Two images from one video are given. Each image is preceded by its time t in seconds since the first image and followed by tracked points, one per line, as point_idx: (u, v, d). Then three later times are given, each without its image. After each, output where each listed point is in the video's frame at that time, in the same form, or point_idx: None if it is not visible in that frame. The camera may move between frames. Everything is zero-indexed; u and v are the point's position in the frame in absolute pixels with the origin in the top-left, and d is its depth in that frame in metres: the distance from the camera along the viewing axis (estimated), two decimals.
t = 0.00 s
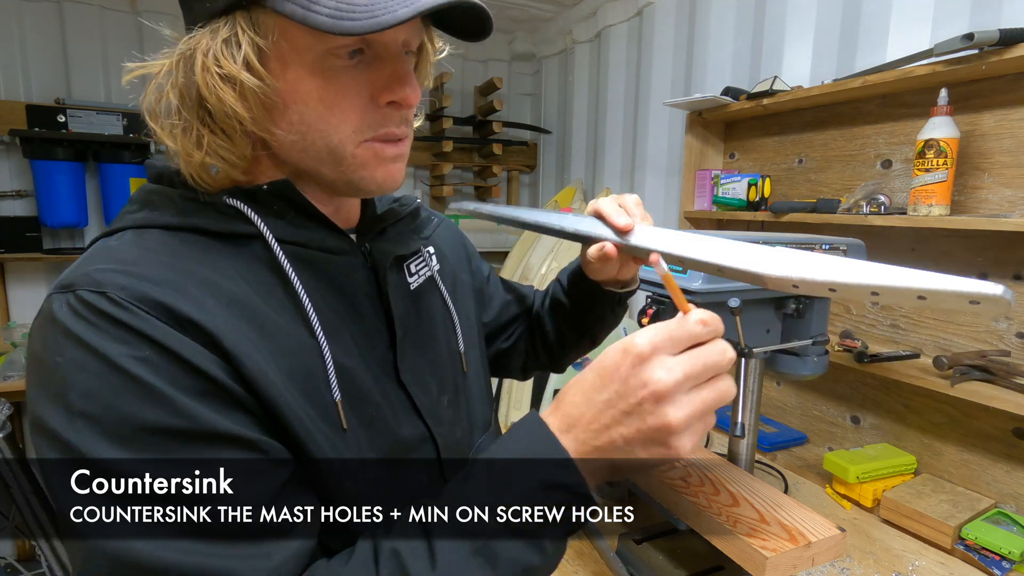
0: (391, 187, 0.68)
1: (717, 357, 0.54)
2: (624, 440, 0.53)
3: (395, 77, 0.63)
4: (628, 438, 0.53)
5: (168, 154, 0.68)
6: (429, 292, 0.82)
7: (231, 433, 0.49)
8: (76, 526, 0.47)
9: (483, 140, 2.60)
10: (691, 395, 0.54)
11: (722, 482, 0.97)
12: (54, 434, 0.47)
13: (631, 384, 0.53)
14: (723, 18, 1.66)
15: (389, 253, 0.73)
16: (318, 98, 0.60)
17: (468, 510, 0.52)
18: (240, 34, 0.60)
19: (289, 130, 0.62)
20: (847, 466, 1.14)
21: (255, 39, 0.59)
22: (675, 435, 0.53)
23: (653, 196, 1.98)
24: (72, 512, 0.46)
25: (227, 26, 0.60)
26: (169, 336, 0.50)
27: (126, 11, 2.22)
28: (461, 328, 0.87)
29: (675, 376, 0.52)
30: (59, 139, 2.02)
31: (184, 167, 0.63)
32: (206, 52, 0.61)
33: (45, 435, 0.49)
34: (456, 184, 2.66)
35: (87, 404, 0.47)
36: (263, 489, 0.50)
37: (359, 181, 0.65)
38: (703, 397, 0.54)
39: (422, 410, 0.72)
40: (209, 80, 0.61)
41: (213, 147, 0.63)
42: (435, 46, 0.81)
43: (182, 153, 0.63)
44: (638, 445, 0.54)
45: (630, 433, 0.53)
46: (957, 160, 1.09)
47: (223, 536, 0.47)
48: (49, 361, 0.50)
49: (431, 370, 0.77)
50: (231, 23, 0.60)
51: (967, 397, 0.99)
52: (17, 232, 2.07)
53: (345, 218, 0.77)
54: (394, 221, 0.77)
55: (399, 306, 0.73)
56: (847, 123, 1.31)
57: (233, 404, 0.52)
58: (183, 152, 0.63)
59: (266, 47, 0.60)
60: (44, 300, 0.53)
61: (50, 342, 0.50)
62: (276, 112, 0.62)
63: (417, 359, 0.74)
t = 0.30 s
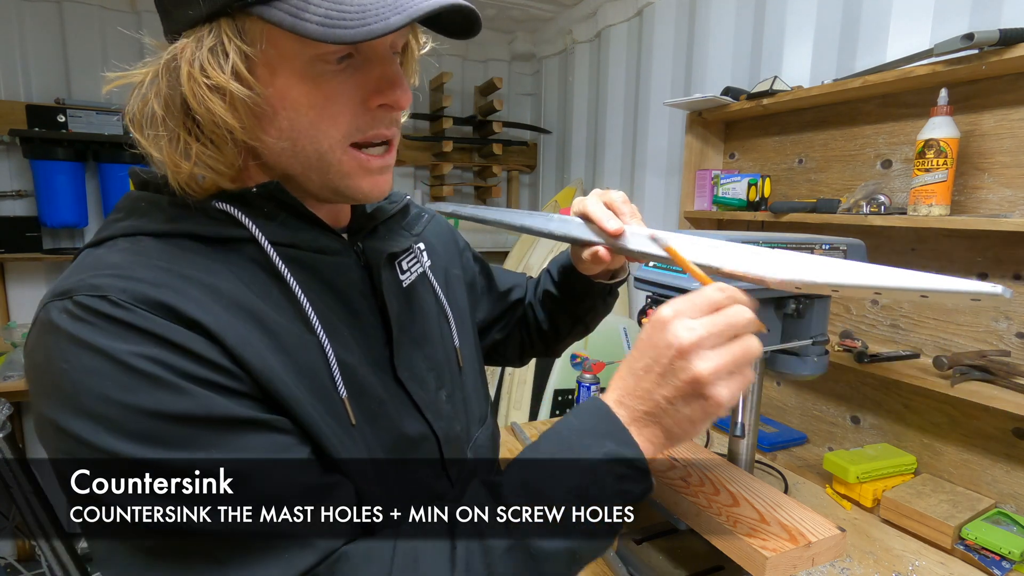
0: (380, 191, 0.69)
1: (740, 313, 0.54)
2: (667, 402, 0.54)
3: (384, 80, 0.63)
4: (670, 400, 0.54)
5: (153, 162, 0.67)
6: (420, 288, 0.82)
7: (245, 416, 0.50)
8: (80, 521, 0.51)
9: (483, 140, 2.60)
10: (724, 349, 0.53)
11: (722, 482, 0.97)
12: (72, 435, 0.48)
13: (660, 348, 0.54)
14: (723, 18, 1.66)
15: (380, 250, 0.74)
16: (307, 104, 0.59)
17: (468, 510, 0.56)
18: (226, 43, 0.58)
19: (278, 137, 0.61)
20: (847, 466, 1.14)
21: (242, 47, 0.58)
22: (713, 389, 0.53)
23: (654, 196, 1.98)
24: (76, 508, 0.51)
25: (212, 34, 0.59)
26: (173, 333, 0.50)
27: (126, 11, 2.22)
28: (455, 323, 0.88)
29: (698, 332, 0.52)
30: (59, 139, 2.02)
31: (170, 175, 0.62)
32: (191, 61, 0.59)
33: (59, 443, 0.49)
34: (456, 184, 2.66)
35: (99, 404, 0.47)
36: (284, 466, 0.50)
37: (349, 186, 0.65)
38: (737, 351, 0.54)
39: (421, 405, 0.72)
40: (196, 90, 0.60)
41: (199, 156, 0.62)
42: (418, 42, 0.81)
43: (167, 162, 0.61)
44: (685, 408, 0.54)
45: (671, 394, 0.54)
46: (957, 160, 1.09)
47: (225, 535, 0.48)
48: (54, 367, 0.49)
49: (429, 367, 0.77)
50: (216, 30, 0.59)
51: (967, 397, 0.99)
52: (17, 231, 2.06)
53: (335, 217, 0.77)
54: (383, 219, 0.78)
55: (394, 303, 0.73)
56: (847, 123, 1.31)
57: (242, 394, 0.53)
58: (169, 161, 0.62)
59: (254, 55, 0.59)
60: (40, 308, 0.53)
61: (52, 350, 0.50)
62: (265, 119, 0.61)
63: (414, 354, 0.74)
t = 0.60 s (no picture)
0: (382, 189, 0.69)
1: (655, 291, 0.62)
2: (610, 377, 0.61)
3: (386, 81, 0.63)
4: (613, 375, 0.61)
5: (152, 162, 0.66)
6: (420, 288, 0.82)
7: (250, 421, 0.50)
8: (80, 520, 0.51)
9: (483, 140, 2.60)
10: (648, 324, 0.61)
11: (722, 482, 0.97)
12: (71, 441, 0.47)
13: (593, 331, 0.61)
14: (723, 18, 1.66)
15: (380, 252, 0.74)
16: (309, 105, 0.59)
17: (468, 510, 0.56)
18: (227, 43, 0.58)
19: (280, 137, 0.61)
20: (847, 466, 1.14)
21: (243, 48, 0.58)
22: (646, 358, 0.60)
23: (653, 196, 1.98)
24: (75, 508, 0.50)
25: (213, 34, 0.59)
26: (173, 337, 0.50)
27: (126, 11, 2.22)
28: (455, 324, 0.88)
29: (622, 309, 0.60)
30: (59, 139, 2.02)
31: (170, 176, 0.62)
32: (191, 61, 0.59)
33: (56, 446, 0.49)
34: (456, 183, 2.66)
35: (99, 410, 0.47)
36: (282, 473, 0.51)
37: (350, 185, 0.65)
38: (658, 323, 0.61)
39: (422, 404, 0.72)
40: (197, 91, 0.60)
41: (198, 156, 0.62)
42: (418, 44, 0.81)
43: (166, 162, 0.61)
44: (627, 378, 0.60)
45: (612, 371, 0.61)
46: (957, 160, 1.09)
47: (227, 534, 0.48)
48: (53, 370, 0.49)
49: (429, 368, 0.76)
50: (217, 31, 0.59)
51: (967, 397, 0.99)
52: (17, 231, 2.06)
53: (335, 218, 0.76)
54: (383, 220, 0.78)
55: (394, 304, 0.73)
56: (847, 123, 1.31)
57: (239, 397, 0.53)
58: (169, 162, 0.62)
59: (255, 56, 0.58)
60: (38, 310, 0.53)
61: (51, 353, 0.50)
62: (265, 119, 0.61)
63: (414, 354, 0.74)
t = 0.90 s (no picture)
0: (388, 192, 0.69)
1: (711, 355, 0.53)
2: (640, 438, 0.57)
3: (394, 83, 0.63)
4: (643, 435, 0.57)
5: (156, 164, 0.66)
6: (423, 291, 0.81)
7: (248, 433, 0.50)
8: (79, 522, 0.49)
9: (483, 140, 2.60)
10: (693, 391, 0.55)
11: (723, 482, 0.97)
12: (68, 447, 0.47)
13: (640, 399, 0.53)
14: (723, 18, 1.66)
15: (383, 254, 0.73)
16: (319, 106, 0.59)
17: (468, 510, 0.57)
18: (238, 44, 0.58)
19: (288, 139, 0.61)
20: (847, 466, 1.14)
21: (254, 50, 0.58)
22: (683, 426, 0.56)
23: (653, 196, 1.98)
24: (74, 509, 0.49)
25: (223, 36, 0.58)
26: (173, 346, 0.50)
27: (126, 11, 2.22)
28: (457, 329, 0.88)
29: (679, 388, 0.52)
30: (59, 140, 2.02)
31: (175, 179, 0.61)
32: (202, 62, 0.59)
33: (50, 448, 0.49)
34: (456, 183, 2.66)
35: (98, 417, 0.47)
36: (276, 490, 0.51)
37: (357, 187, 0.65)
38: (702, 388, 0.55)
39: (423, 407, 0.72)
40: (207, 91, 0.59)
41: (206, 159, 0.61)
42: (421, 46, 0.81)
43: (172, 165, 0.61)
44: (656, 438, 0.58)
45: (644, 432, 0.57)
46: (957, 160, 1.09)
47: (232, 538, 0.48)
48: (54, 376, 0.49)
49: (430, 370, 0.76)
50: (227, 33, 0.58)
51: (967, 397, 0.99)
52: (17, 232, 2.06)
53: (338, 219, 0.77)
54: (387, 222, 0.76)
55: (395, 306, 0.73)
56: (847, 123, 1.31)
57: (241, 406, 0.53)
58: (174, 164, 0.61)
59: (266, 57, 0.58)
60: (39, 316, 0.53)
61: (53, 358, 0.50)
62: (275, 121, 0.60)
63: (416, 357, 0.74)
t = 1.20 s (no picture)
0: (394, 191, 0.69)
1: (739, 392, 0.59)
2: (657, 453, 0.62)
3: (402, 84, 0.63)
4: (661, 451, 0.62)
5: (164, 160, 0.66)
6: (426, 295, 0.81)
7: (261, 422, 0.50)
8: (81, 521, 0.51)
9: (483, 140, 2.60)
10: (719, 424, 0.59)
11: (722, 482, 0.97)
12: (86, 441, 0.47)
13: (672, 424, 0.57)
14: (723, 18, 1.66)
15: (387, 258, 0.73)
16: (327, 106, 0.59)
17: (468, 510, 0.57)
18: (249, 43, 0.58)
19: (296, 138, 0.61)
20: (847, 466, 1.14)
21: (264, 48, 0.58)
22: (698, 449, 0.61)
23: (653, 197, 1.98)
24: (76, 508, 0.51)
25: (233, 34, 0.58)
26: (188, 339, 0.50)
27: (126, 11, 2.21)
28: (458, 331, 0.88)
29: (710, 420, 0.57)
30: (59, 139, 2.02)
31: (182, 176, 0.61)
32: (211, 60, 0.58)
33: (64, 441, 0.49)
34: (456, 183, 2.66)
35: (117, 409, 0.47)
36: (296, 477, 0.51)
37: (363, 188, 0.65)
38: (726, 421, 0.60)
39: (427, 408, 0.72)
40: (216, 89, 0.59)
41: (214, 157, 0.61)
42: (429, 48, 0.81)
43: (179, 162, 0.61)
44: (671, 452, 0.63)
45: (662, 449, 0.61)
46: (957, 160, 1.09)
47: (243, 534, 0.48)
48: (68, 369, 0.49)
49: (432, 372, 0.76)
50: (237, 31, 0.58)
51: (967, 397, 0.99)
52: (17, 231, 2.07)
53: (342, 221, 0.77)
54: (392, 225, 0.76)
55: (399, 310, 0.73)
56: (848, 123, 1.31)
57: (254, 397, 0.53)
58: (181, 161, 0.61)
59: (276, 56, 0.58)
60: (51, 309, 0.52)
61: (66, 353, 0.49)
62: (283, 120, 0.60)
63: (418, 361, 0.74)
